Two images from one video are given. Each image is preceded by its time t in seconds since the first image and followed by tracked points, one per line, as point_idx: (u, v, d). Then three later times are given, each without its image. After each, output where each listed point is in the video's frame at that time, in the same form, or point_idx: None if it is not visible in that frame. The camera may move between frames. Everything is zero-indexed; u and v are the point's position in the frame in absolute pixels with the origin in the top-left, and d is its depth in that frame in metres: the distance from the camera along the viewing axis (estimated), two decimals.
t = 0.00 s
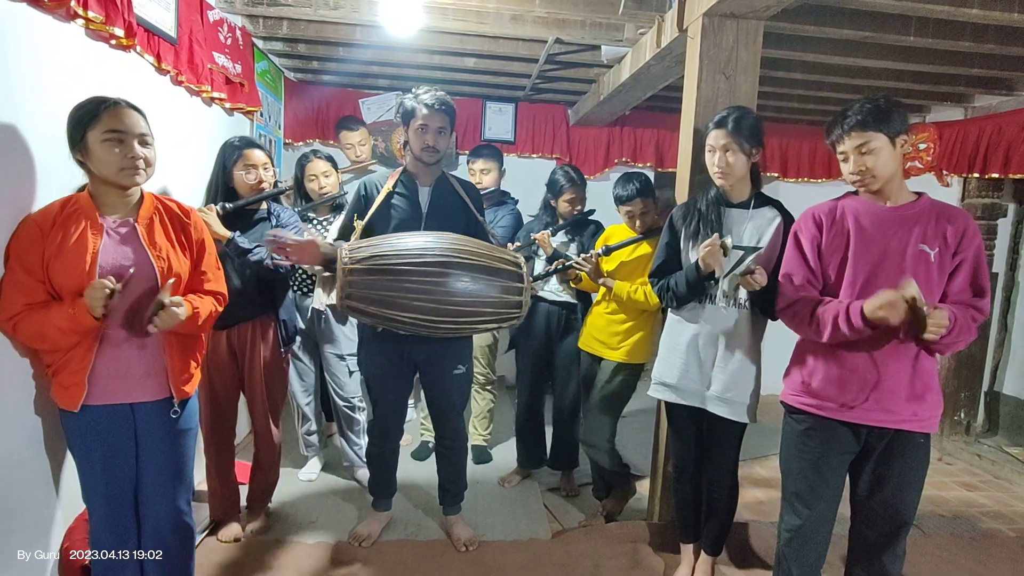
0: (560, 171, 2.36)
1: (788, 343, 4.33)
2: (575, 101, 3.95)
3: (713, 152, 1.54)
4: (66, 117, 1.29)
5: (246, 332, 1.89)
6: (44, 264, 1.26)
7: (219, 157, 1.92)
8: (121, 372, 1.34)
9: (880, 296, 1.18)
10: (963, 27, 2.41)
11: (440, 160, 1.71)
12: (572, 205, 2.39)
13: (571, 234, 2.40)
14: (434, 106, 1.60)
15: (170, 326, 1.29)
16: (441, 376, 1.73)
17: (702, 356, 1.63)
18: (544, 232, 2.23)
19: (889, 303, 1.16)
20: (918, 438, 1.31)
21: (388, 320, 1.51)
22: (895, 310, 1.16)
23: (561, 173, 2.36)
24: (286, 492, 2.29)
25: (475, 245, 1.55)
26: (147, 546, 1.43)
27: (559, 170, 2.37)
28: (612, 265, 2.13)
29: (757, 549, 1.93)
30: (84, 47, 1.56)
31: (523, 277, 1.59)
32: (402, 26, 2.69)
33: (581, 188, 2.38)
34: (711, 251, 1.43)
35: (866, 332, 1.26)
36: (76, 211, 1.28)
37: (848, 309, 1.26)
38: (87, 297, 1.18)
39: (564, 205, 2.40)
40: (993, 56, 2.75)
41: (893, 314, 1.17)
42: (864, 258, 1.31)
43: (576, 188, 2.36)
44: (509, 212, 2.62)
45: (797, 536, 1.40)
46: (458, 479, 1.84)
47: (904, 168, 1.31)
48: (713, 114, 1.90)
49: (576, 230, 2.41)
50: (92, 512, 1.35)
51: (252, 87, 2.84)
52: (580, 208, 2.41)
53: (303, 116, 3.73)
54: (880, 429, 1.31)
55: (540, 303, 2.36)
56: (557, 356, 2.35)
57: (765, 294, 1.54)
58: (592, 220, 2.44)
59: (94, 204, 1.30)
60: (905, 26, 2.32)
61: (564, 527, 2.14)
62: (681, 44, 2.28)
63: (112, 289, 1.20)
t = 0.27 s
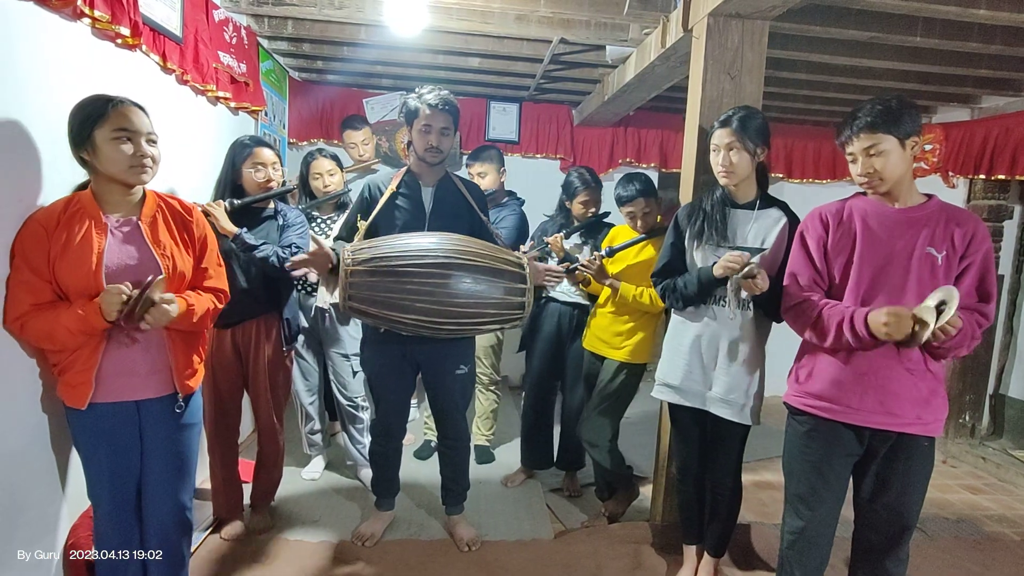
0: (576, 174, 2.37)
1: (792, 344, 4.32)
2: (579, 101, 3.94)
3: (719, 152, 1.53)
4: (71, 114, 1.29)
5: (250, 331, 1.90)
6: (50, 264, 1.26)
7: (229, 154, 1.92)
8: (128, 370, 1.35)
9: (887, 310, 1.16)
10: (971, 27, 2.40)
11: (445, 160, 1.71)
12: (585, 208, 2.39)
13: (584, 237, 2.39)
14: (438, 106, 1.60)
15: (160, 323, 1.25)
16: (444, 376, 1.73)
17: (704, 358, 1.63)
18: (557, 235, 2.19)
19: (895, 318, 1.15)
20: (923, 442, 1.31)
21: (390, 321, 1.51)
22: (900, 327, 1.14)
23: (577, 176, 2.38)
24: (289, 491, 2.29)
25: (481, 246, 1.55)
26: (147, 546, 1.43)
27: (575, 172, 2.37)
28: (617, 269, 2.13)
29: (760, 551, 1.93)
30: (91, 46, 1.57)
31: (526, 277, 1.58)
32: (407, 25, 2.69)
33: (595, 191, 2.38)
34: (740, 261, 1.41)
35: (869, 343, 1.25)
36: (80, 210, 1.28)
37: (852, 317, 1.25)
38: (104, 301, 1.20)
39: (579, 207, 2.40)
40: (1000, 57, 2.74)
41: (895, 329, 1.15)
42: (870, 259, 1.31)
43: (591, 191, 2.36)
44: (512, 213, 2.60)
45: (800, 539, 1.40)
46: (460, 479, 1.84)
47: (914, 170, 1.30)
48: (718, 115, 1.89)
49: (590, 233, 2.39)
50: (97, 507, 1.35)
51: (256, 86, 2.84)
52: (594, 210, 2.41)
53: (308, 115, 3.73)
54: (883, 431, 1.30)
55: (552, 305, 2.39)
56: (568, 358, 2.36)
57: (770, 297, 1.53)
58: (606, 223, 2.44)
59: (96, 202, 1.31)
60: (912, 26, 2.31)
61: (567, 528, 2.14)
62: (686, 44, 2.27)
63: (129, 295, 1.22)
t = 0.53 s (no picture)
0: (581, 173, 2.37)
1: (795, 345, 4.31)
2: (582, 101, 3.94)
3: (724, 152, 1.53)
4: (77, 112, 1.29)
5: (252, 329, 1.90)
6: (56, 262, 1.26)
7: (233, 153, 1.92)
8: (133, 367, 1.35)
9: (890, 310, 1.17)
10: (976, 28, 2.39)
11: (448, 160, 1.71)
12: (591, 208, 2.38)
13: (590, 237, 2.40)
14: (441, 105, 1.60)
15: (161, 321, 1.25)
16: (446, 376, 1.73)
17: (705, 359, 1.63)
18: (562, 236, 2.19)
19: (896, 317, 1.15)
20: (927, 444, 1.30)
21: (389, 320, 1.51)
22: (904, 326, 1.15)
23: (582, 175, 2.37)
24: (291, 490, 2.30)
25: (479, 247, 1.55)
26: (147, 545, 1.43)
27: (580, 172, 2.37)
28: (625, 270, 2.13)
29: (763, 552, 1.92)
30: (96, 45, 1.57)
31: (526, 279, 1.59)
32: (410, 25, 2.69)
33: (601, 190, 2.37)
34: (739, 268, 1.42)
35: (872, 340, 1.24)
36: (85, 208, 1.28)
37: (855, 315, 1.25)
38: (115, 300, 1.21)
39: (584, 207, 2.39)
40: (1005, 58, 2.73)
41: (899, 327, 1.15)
42: (874, 260, 1.30)
43: (595, 191, 2.35)
44: (513, 213, 2.60)
45: (802, 541, 1.39)
46: (462, 479, 1.84)
47: (920, 173, 1.29)
48: (722, 115, 1.89)
49: (596, 233, 2.40)
50: (101, 506, 1.36)
51: (260, 85, 2.85)
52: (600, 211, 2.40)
53: (311, 114, 3.73)
54: (886, 433, 1.30)
55: (559, 305, 2.38)
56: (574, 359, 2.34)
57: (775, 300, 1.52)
58: (613, 223, 2.43)
59: (101, 202, 1.31)
60: (917, 27, 2.30)
61: (569, 528, 2.14)
62: (690, 44, 2.27)
63: (141, 294, 1.22)
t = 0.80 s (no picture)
0: (572, 171, 2.38)
1: (796, 346, 4.30)
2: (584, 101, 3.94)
3: (732, 153, 1.53)
4: (86, 108, 1.28)
5: (252, 328, 1.90)
6: (60, 260, 1.26)
7: (228, 155, 1.93)
8: (138, 366, 1.35)
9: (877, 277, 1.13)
10: (979, 28, 2.39)
11: (449, 159, 1.71)
12: (585, 205, 2.38)
13: (584, 234, 2.38)
14: (442, 105, 1.60)
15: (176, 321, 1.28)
16: (448, 376, 1.73)
17: (704, 360, 1.62)
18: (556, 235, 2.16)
19: (888, 271, 1.11)
20: (930, 446, 1.30)
21: (392, 321, 1.51)
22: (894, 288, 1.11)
23: (574, 174, 2.37)
24: (292, 489, 2.30)
25: (480, 247, 1.55)
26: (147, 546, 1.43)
27: (571, 170, 2.37)
28: (631, 270, 2.12)
29: (764, 553, 1.92)
30: (99, 44, 1.57)
31: (528, 280, 1.59)
32: (412, 24, 2.69)
33: (594, 189, 2.37)
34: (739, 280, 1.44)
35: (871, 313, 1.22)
36: (90, 206, 1.28)
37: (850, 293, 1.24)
38: (114, 295, 1.19)
39: (578, 205, 2.39)
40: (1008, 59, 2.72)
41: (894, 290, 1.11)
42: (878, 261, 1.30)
43: (589, 189, 2.35)
44: (516, 214, 2.61)
45: (804, 543, 1.39)
46: (463, 479, 1.84)
47: (922, 173, 1.29)
48: (725, 115, 1.89)
49: (590, 231, 2.38)
50: (105, 503, 1.36)
51: (262, 85, 2.85)
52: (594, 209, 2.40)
53: (313, 113, 3.73)
54: (890, 435, 1.29)
55: (557, 304, 2.37)
56: (574, 358, 2.34)
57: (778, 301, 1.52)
58: (608, 220, 2.41)
59: (105, 200, 1.30)
60: (920, 27, 2.30)
61: (570, 529, 2.13)
62: (693, 44, 2.27)
63: (139, 287, 1.21)
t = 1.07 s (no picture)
0: (556, 170, 2.38)
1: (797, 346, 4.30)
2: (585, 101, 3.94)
3: (737, 155, 1.52)
4: (96, 105, 1.29)
5: (252, 327, 1.90)
6: (69, 258, 1.26)
7: (225, 154, 1.93)
8: (147, 364, 1.35)
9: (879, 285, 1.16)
10: (982, 29, 2.38)
11: (450, 159, 1.71)
12: (569, 205, 2.40)
13: (570, 234, 2.37)
14: (442, 105, 1.59)
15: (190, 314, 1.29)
16: (448, 377, 1.73)
17: (702, 359, 1.62)
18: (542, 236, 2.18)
19: (889, 272, 1.13)
20: (932, 448, 1.30)
21: (393, 322, 1.51)
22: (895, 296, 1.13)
23: (558, 173, 2.38)
24: (293, 489, 2.30)
25: (482, 247, 1.54)
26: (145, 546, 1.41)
27: (555, 169, 2.38)
28: (634, 270, 2.12)
29: (764, 554, 1.92)
30: (100, 43, 1.58)
31: (530, 283, 1.59)
32: (412, 24, 2.68)
33: (578, 188, 2.38)
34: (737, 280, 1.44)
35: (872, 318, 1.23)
36: (98, 204, 1.27)
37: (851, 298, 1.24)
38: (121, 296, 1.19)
39: (562, 205, 2.41)
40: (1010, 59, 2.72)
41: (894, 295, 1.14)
42: (880, 262, 1.29)
43: (572, 189, 2.37)
44: (516, 214, 2.63)
45: (806, 545, 1.39)
46: (464, 479, 1.84)
47: (922, 173, 1.29)
48: (726, 116, 1.88)
49: (576, 231, 2.38)
50: (111, 498, 1.36)
51: (263, 84, 2.85)
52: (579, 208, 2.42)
53: (314, 113, 3.73)
54: (893, 437, 1.29)
55: (546, 304, 2.33)
56: (564, 361, 2.33)
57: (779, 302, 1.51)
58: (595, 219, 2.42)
59: (114, 197, 1.30)
60: (922, 27, 2.30)
61: (570, 529, 2.13)
62: (694, 44, 2.27)
63: (145, 288, 1.20)
